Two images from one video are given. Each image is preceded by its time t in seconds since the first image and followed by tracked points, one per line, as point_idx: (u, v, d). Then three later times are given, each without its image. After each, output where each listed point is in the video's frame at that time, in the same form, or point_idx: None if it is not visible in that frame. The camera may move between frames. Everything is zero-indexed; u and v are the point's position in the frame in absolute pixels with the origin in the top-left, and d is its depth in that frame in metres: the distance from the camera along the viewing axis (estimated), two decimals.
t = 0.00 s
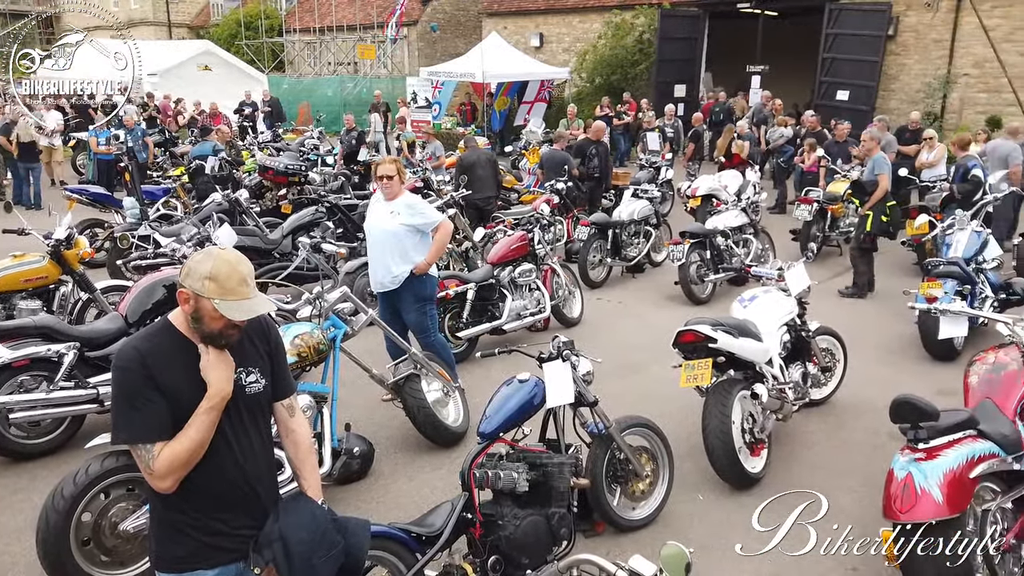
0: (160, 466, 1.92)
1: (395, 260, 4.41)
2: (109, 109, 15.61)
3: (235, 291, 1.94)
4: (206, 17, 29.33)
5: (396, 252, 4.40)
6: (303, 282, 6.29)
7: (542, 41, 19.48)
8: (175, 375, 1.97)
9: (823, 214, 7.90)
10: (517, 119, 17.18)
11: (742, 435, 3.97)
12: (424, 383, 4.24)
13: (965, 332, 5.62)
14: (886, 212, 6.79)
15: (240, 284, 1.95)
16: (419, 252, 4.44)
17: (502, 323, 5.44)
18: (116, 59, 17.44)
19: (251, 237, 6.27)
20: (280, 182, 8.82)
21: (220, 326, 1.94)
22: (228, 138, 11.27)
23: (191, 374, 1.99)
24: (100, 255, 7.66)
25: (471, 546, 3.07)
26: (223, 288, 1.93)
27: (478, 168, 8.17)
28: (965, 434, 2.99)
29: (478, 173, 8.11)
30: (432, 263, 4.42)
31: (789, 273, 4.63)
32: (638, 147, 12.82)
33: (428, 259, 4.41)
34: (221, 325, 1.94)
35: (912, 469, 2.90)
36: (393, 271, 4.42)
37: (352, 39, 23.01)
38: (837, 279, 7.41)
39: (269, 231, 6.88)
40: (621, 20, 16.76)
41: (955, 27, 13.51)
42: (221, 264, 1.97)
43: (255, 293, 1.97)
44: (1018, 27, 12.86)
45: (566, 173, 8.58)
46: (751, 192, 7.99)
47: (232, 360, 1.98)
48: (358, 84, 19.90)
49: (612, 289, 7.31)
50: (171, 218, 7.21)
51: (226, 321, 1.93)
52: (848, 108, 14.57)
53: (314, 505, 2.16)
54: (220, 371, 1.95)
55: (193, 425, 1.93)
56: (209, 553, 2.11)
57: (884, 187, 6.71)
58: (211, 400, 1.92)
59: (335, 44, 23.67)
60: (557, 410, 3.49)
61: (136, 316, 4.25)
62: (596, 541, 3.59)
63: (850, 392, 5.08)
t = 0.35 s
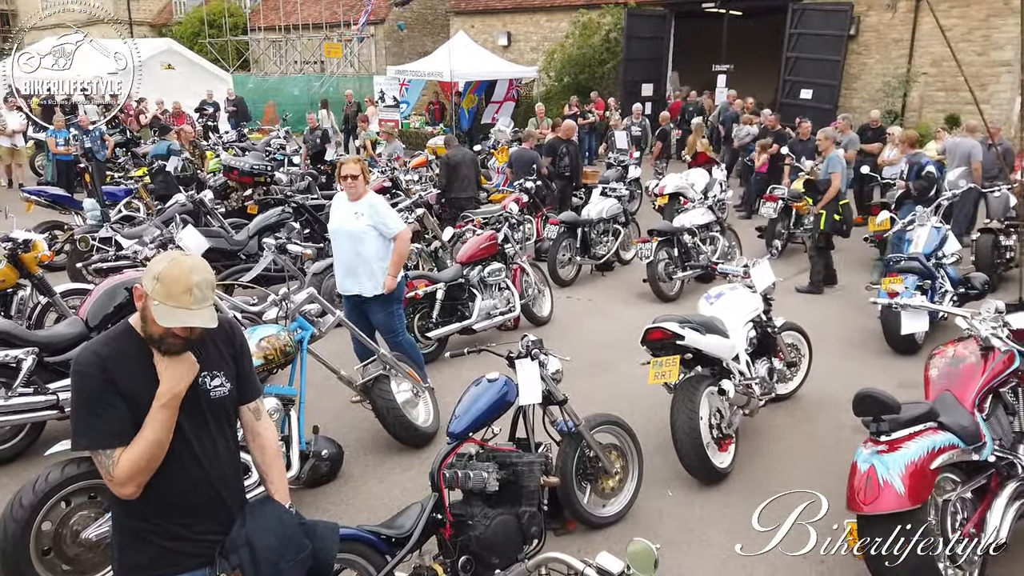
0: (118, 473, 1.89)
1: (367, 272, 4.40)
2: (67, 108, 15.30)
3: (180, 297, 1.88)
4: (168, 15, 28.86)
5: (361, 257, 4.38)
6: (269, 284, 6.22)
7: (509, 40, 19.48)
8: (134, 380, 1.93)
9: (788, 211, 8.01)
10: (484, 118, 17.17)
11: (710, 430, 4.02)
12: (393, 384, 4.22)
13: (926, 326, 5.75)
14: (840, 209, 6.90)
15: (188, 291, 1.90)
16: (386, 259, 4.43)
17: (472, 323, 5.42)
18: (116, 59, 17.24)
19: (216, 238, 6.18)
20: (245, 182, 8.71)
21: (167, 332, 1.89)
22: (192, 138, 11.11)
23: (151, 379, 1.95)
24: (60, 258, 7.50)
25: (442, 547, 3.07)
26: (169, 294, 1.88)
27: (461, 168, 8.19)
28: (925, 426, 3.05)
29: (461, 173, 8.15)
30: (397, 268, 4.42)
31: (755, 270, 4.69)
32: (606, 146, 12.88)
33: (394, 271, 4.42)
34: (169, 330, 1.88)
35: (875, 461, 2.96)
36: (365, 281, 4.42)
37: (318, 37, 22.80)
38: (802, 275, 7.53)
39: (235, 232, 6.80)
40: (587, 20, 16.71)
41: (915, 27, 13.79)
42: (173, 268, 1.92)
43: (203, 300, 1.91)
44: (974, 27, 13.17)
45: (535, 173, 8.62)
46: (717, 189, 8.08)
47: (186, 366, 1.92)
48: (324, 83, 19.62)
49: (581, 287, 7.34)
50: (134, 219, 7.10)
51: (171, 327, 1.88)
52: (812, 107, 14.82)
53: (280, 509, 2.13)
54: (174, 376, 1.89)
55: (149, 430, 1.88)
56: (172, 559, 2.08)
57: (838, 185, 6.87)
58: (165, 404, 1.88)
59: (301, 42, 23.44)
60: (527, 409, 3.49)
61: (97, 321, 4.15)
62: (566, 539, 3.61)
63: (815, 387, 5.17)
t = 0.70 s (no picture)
0: (77, 482, 1.84)
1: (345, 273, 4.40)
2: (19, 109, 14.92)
3: (130, 301, 1.82)
4: (125, 14, 28.29)
5: (329, 260, 4.35)
6: (231, 286, 6.14)
7: (474, 40, 19.45)
8: (92, 386, 1.88)
9: (750, 210, 8.12)
10: (450, 118, 17.13)
11: (676, 427, 4.06)
12: (359, 386, 4.19)
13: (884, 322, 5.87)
14: (795, 208, 6.98)
15: (137, 294, 1.83)
16: (354, 260, 4.45)
17: (438, 323, 5.39)
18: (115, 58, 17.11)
19: (176, 241, 6.08)
20: (206, 184, 8.57)
21: (119, 338, 1.84)
22: (150, 139, 10.92)
23: (110, 384, 1.90)
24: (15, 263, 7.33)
25: (408, 549, 3.04)
26: (119, 297, 1.82)
27: (439, 169, 8.18)
28: (882, 418, 3.12)
29: (439, 174, 8.18)
30: (366, 269, 4.46)
31: (718, 267, 4.76)
32: (571, 147, 12.94)
33: (366, 271, 4.46)
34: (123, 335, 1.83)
35: (835, 454, 3.02)
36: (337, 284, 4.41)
37: (279, 37, 22.52)
38: (764, 272, 7.65)
39: (196, 235, 6.69)
40: (552, 20, 16.77)
41: (871, 28, 14.08)
42: (124, 272, 1.86)
43: (155, 304, 1.85)
44: (928, 28, 13.47)
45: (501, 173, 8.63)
46: (681, 188, 8.17)
47: (144, 371, 1.88)
48: (287, 83, 19.58)
49: (548, 287, 7.36)
50: (90, 222, 6.95)
51: (122, 332, 1.83)
52: (773, 107, 15.05)
53: (246, 514, 2.13)
54: (132, 382, 1.86)
55: (111, 437, 1.85)
56: (135, 566, 2.00)
57: (791, 184, 6.97)
58: (127, 412, 1.84)
59: (262, 42, 23.12)
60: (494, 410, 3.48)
61: (52, 327, 4.08)
62: (533, 539, 3.61)
63: (777, 382, 5.24)
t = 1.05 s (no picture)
0: (55, 492, 1.79)
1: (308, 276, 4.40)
2: None
3: (108, 306, 1.76)
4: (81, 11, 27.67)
5: (286, 263, 4.32)
6: (193, 290, 6.04)
7: (438, 40, 19.39)
8: (74, 393, 1.82)
9: (714, 208, 8.21)
10: (417, 118, 17.06)
11: (643, 424, 4.09)
12: (325, 389, 4.15)
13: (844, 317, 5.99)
14: (758, 206, 7.05)
15: (115, 299, 1.76)
16: (312, 261, 4.44)
17: (406, 324, 5.37)
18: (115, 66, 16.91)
19: (135, 244, 5.96)
20: (166, 185, 8.42)
21: (98, 344, 1.76)
22: (108, 140, 10.69)
23: (92, 392, 1.84)
24: None
25: (376, 551, 3.03)
26: (97, 302, 1.76)
27: (409, 169, 8.16)
28: (843, 412, 3.18)
29: (409, 175, 8.14)
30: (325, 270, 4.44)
31: (683, 266, 4.81)
32: (537, 146, 12.96)
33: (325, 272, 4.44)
34: (102, 343, 1.75)
35: (798, 448, 3.08)
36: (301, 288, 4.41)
37: (241, 36, 22.20)
38: (728, 270, 7.75)
39: (156, 237, 6.58)
40: (517, 19, 16.77)
41: (829, 29, 14.33)
42: (104, 277, 1.80)
43: (134, 310, 1.77)
44: (884, 29, 13.75)
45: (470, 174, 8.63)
46: (646, 187, 8.24)
47: (126, 380, 1.79)
48: (249, 83, 19.24)
49: (515, 286, 7.37)
50: (46, 225, 6.79)
51: (101, 338, 1.75)
52: (735, 106, 15.25)
53: (233, 524, 2.07)
54: (112, 391, 1.77)
55: (89, 446, 1.78)
56: None
57: (755, 183, 7.01)
58: (103, 421, 1.76)
59: (223, 41, 22.78)
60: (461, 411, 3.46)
61: (6, 333, 4.00)
62: (503, 539, 3.60)
63: (742, 378, 5.32)
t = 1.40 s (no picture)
0: (64, 485, 1.73)
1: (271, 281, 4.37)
2: None
3: (121, 296, 1.72)
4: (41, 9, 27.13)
5: (247, 267, 4.27)
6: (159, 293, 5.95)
7: (407, 39, 19.30)
8: (88, 386, 1.78)
9: (683, 207, 8.29)
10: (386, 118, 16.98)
11: (614, 422, 4.11)
12: (295, 392, 4.11)
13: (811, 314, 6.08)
14: (728, 204, 7.16)
15: (129, 290, 1.73)
16: (274, 264, 4.39)
17: (376, 326, 5.33)
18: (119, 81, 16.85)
19: (98, 247, 5.86)
20: (130, 188, 8.29)
21: (113, 335, 1.73)
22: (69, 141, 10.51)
23: (106, 385, 1.79)
24: None
25: (349, 554, 3.03)
26: (111, 292, 1.72)
27: (380, 170, 8.12)
28: (810, 407, 3.22)
29: (379, 176, 8.09)
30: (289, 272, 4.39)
31: (652, 264, 4.85)
32: (507, 146, 12.97)
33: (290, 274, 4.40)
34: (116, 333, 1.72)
35: (766, 444, 3.12)
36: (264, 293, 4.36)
37: (206, 35, 21.92)
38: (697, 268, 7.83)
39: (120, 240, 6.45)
40: (485, 19, 16.76)
41: (794, 29, 14.53)
42: (120, 267, 1.77)
43: (148, 302, 1.74)
44: (847, 30, 13.98)
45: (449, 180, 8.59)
46: (616, 187, 8.28)
47: (139, 371, 1.77)
48: (215, 82, 18.99)
49: (487, 286, 7.37)
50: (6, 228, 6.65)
51: (116, 328, 1.73)
52: (702, 106, 15.41)
53: (248, 528, 1.97)
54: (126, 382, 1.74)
55: (100, 439, 1.73)
56: None
57: (724, 182, 7.11)
58: (115, 412, 1.73)
59: (188, 40, 22.46)
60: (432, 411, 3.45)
61: None
62: (475, 540, 3.60)
63: (711, 375, 5.37)
